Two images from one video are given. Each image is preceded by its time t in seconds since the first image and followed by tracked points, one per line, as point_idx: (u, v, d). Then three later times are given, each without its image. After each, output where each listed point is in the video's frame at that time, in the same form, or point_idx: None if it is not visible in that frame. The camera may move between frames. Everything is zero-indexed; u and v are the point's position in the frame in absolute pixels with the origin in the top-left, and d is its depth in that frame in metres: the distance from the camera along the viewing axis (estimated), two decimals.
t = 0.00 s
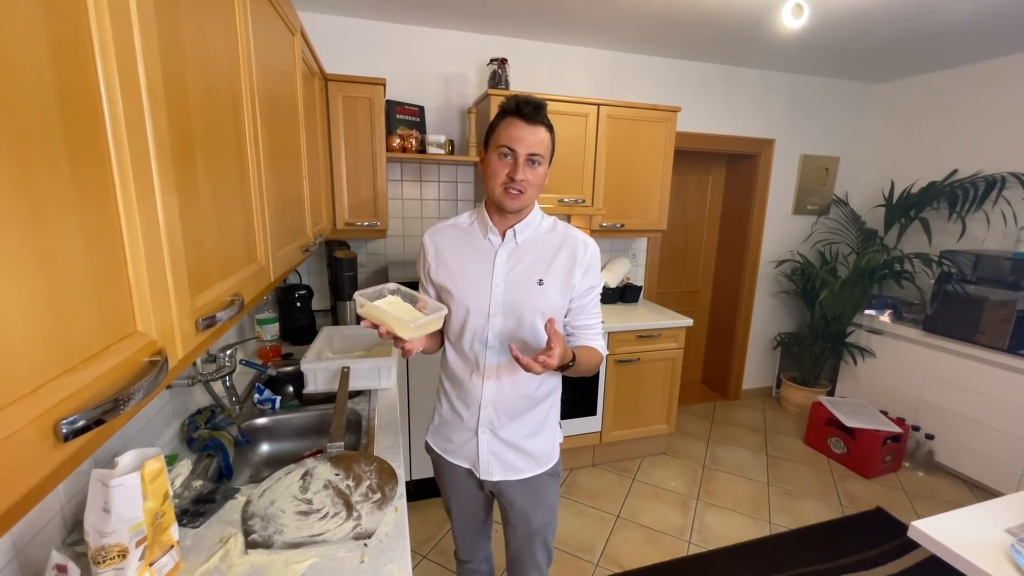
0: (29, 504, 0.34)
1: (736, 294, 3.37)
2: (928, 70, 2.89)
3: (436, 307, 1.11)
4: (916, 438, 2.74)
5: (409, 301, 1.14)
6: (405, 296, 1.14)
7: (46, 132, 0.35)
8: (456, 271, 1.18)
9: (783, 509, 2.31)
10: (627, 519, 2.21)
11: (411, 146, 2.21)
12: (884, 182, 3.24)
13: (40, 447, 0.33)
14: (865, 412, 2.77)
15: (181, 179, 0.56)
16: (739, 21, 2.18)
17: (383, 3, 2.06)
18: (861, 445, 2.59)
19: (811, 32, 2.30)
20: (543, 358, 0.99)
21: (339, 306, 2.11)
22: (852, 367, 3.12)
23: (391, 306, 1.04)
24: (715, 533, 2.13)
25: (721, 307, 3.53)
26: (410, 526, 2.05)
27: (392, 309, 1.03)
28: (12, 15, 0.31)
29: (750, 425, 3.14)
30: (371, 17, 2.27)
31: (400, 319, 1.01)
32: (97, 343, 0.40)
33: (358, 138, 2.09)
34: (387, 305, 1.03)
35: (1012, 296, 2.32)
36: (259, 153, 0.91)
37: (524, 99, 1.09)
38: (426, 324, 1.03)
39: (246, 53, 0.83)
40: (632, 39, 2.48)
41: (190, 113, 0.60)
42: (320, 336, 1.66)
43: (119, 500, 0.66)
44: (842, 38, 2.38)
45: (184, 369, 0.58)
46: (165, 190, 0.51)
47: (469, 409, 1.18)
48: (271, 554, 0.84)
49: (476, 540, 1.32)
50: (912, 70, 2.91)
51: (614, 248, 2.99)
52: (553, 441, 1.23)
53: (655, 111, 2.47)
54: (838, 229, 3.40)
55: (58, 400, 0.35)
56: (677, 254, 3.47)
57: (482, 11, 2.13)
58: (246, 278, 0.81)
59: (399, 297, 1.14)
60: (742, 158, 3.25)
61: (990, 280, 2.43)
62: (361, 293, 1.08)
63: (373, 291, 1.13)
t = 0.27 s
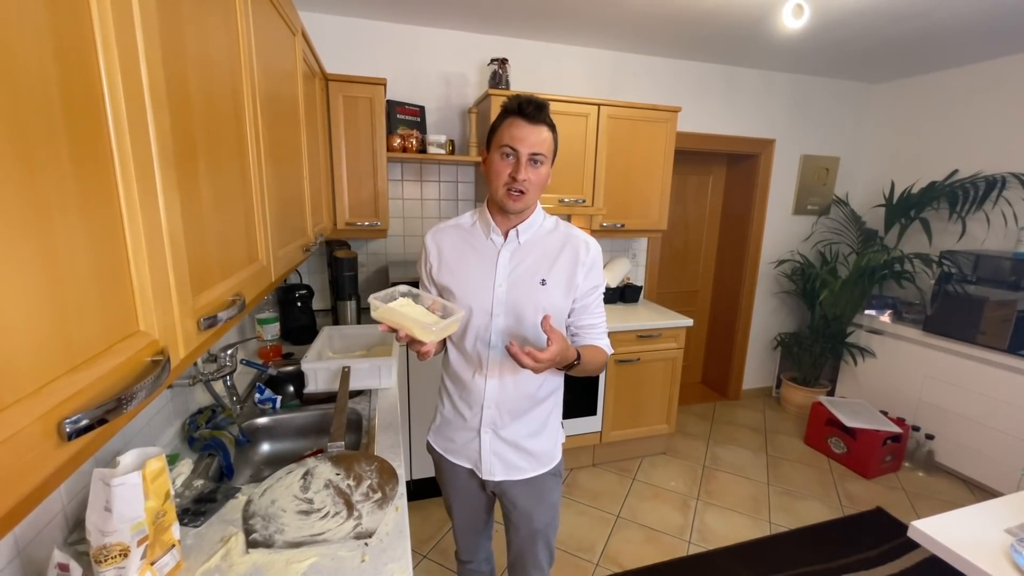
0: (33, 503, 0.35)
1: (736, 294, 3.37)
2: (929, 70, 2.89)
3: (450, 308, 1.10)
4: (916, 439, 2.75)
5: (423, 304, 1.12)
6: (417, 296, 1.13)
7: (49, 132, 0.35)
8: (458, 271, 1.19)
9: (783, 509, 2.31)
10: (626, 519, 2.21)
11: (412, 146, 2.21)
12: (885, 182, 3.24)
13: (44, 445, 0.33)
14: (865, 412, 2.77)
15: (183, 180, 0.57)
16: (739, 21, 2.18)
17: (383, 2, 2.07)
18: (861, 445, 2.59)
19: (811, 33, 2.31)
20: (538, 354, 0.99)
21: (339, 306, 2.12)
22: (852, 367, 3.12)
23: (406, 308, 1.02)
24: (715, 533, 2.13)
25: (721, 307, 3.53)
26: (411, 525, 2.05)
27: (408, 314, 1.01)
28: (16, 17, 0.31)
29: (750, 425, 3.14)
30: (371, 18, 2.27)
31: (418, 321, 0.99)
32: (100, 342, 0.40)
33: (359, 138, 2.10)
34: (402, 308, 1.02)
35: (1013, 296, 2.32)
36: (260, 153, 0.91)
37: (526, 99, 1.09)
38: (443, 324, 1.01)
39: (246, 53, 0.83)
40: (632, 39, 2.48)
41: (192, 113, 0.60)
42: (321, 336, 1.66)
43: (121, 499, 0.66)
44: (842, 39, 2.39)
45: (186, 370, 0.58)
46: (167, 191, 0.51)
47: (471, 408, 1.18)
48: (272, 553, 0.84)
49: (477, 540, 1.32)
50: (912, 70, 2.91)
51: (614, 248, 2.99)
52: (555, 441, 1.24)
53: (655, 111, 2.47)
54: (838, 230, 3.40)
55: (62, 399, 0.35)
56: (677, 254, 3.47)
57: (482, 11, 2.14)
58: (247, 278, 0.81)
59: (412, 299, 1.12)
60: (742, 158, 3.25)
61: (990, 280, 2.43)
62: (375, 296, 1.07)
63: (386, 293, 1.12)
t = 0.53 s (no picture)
0: (31, 501, 0.35)
1: (736, 294, 3.37)
2: (928, 70, 2.89)
3: (457, 313, 1.10)
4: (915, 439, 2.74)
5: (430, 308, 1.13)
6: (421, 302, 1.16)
7: (47, 131, 0.35)
8: (459, 272, 1.19)
9: (783, 509, 2.31)
10: (626, 519, 2.21)
11: (411, 146, 2.21)
12: (884, 182, 3.25)
13: (42, 443, 0.34)
14: (864, 412, 2.77)
15: (182, 180, 0.57)
16: (738, 21, 2.18)
17: (383, 3, 2.07)
18: (861, 445, 2.59)
19: (810, 33, 2.31)
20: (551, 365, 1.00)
21: (339, 306, 2.12)
22: (852, 367, 3.12)
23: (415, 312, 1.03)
24: (715, 533, 2.13)
25: (721, 308, 3.53)
26: (410, 525, 2.05)
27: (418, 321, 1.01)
28: (14, 18, 0.32)
29: (750, 425, 3.14)
30: (371, 18, 2.27)
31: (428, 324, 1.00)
32: (97, 341, 0.40)
33: (358, 138, 2.10)
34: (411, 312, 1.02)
35: (1012, 296, 2.32)
36: (259, 152, 0.91)
37: (532, 100, 1.09)
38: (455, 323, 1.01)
39: (245, 53, 0.84)
40: (631, 39, 2.48)
41: (190, 113, 0.60)
42: (321, 336, 1.66)
43: (120, 498, 0.67)
44: (841, 39, 2.39)
45: (184, 369, 0.58)
46: (166, 190, 0.51)
47: (472, 409, 1.18)
48: (271, 552, 0.84)
49: (477, 541, 1.32)
50: (912, 70, 2.91)
51: (614, 248, 2.99)
52: (555, 441, 1.24)
53: (655, 111, 2.47)
54: (838, 230, 3.40)
55: (60, 397, 0.35)
56: (677, 254, 3.47)
57: (481, 11, 2.14)
58: (246, 278, 0.81)
59: (417, 303, 1.14)
60: (741, 158, 3.25)
61: (990, 280, 2.43)
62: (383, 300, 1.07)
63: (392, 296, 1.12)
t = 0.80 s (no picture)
0: (24, 499, 0.35)
1: (736, 294, 3.37)
2: (928, 69, 2.89)
3: (457, 324, 1.11)
4: (915, 438, 2.75)
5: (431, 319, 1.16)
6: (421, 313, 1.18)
7: (41, 130, 0.35)
8: (458, 272, 1.18)
9: (782, 508, 2.31)
10: (625, 519, 2.21)
11: (411, 145, 2.21)
12: (884, 182, 3.24)
13: (34, 443, 0.33)
14: (864, 411, 2.77)
15: (178, 180, 0.57)
16: (737, 21, 2.18)
17: (382, 2, 2.07)
18: (860, 445, 2.58)
19: (809, 32, 2.31)
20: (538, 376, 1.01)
21: (338, 305, 2.12)
22: (851, 367, 3.11)
23: (415, 328, 1.03)
24: (715, 533, 2.12)
25: (721, 307, 3.53)
26: (410, 525, 2.05)
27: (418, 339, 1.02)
28: (6, 15, 0.32)
29: (750, 425, 3.14)
30: (370, 17, 2.27)
31: (429, 340, 1.00)
32: (92, 339, 0.40)
33: (357, 137, 2.09)
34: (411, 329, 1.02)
35: (1012, 296, 2.32)
36: (257, 151, 0.91)
37: (533, 98, 1.09)
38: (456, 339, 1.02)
39: (243, 51, 0.83)
40: (631, 39, 2.48)
41: (186, 111, 0.60)
42: (319, 336, 1.66)
43: (117, 497, 0.67)
44: (840, 38, 2.38)
45: (180, 368, 0.58)
46: (161, 190, 0.51)
47: (471, 410, 1.18)
48: (269, 552, 0.84)
49: (477, 541, 1.32)
50: (912, 70, 2.91)
51: (613, 248, 2.99)
52: (555, 443, 1.24)
53: (654, 111, 2.47)
54: (838, 229, 3.40)
55: (53, 396, 0.35)
56: (676, 254, 3.47)
57: (480, 11, 2.14)
58: (243, 277, 0.81)
59: (417, 314, 1.17)
60: (741, 158, 3.24)
61: (989, 280, 2.43)
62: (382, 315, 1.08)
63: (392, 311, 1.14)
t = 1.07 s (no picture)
0: (20, 500, 0.35)
1: (736, 294, 3.37)
2: (927, 70, 2.89)
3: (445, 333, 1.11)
4: (915, 438, 2.73)
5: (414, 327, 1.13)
6: (408, 320, 1.16)
7: (36, 130, 0.35)
8: (458, 274, 1.18)
9: (782, 509, 2.31)
10: (625, 519, 2.21)
11: (411, 145, 2.21)
12: (884, 182, 3.24)
13: (29, 444, 0.33)
14: (864, 412, 2.77)
15: (176, 180, 0.57)
16: (736, 21, 2.18)
17: (381, 2, 2.07)
18: (860, 445, 2.58)
19: (809, 32, 2.31)
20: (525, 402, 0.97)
21: (338, 305, 2.11)
22: (851, 367, 3.11)
23: (400, 336, 1.03)
24: (715, 533, 2.12)
25: (721, 308, 3.53)
26: (409, 525, 2.05)
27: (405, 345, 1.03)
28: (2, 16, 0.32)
29: (749, 425, 3.14)
30: (369, 17, 2.27)
31: (412, 349, 1.01)
32: (88, 340, 0.40)
33: (357, 137, 2.09)
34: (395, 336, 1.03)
35: (1012, 296, 2.32)
36: (256, 151, 0.91)
37: (530, 99, 1.08)
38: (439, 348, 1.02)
39: (241, 51, 0.83)
40: (630, 39, 2.48)
41: (184, 111, 0.60)
42: (319, 336, 1.66)
43: (115, 498, 0.67)
44: (840, 38, 2.38)
45: (178, 369, 0.58)
46: (158, 190, 0.51)
47: (472, 412, 1.18)
48: (267, 552, 0.84)
49: (477, 542, 1.32)
50: (912, 70, 2.91)
51: (613, 248, 2.99)
52: (557, 444, 1.24)
53: (653, 111, 2.47)
54: (837, 229, 3.40)
55: (48, 397, 0.35)
56: (676, 254, 3.47)
57: (480, 11, 2.14)
58: (241, 277, 0.80)
59: (404, 323, 1.14)
60: (741, 158, 3.24)
61: (990, 280, 2.43)
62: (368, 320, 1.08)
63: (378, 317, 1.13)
